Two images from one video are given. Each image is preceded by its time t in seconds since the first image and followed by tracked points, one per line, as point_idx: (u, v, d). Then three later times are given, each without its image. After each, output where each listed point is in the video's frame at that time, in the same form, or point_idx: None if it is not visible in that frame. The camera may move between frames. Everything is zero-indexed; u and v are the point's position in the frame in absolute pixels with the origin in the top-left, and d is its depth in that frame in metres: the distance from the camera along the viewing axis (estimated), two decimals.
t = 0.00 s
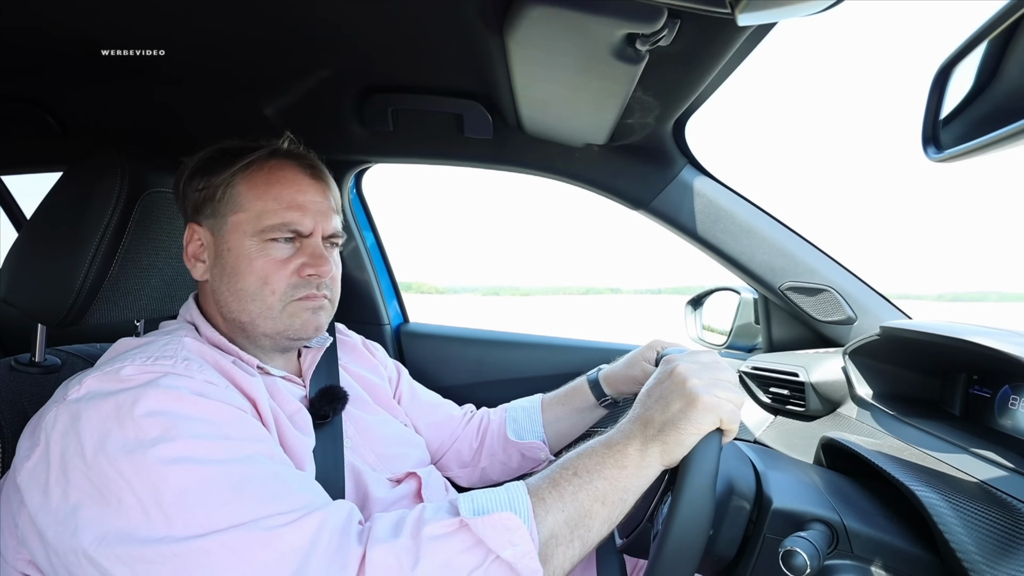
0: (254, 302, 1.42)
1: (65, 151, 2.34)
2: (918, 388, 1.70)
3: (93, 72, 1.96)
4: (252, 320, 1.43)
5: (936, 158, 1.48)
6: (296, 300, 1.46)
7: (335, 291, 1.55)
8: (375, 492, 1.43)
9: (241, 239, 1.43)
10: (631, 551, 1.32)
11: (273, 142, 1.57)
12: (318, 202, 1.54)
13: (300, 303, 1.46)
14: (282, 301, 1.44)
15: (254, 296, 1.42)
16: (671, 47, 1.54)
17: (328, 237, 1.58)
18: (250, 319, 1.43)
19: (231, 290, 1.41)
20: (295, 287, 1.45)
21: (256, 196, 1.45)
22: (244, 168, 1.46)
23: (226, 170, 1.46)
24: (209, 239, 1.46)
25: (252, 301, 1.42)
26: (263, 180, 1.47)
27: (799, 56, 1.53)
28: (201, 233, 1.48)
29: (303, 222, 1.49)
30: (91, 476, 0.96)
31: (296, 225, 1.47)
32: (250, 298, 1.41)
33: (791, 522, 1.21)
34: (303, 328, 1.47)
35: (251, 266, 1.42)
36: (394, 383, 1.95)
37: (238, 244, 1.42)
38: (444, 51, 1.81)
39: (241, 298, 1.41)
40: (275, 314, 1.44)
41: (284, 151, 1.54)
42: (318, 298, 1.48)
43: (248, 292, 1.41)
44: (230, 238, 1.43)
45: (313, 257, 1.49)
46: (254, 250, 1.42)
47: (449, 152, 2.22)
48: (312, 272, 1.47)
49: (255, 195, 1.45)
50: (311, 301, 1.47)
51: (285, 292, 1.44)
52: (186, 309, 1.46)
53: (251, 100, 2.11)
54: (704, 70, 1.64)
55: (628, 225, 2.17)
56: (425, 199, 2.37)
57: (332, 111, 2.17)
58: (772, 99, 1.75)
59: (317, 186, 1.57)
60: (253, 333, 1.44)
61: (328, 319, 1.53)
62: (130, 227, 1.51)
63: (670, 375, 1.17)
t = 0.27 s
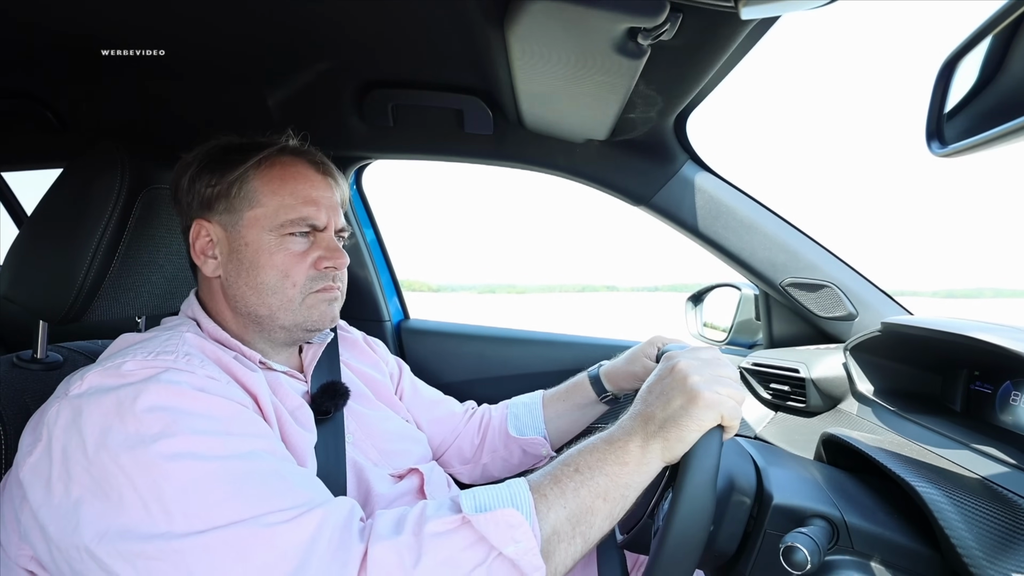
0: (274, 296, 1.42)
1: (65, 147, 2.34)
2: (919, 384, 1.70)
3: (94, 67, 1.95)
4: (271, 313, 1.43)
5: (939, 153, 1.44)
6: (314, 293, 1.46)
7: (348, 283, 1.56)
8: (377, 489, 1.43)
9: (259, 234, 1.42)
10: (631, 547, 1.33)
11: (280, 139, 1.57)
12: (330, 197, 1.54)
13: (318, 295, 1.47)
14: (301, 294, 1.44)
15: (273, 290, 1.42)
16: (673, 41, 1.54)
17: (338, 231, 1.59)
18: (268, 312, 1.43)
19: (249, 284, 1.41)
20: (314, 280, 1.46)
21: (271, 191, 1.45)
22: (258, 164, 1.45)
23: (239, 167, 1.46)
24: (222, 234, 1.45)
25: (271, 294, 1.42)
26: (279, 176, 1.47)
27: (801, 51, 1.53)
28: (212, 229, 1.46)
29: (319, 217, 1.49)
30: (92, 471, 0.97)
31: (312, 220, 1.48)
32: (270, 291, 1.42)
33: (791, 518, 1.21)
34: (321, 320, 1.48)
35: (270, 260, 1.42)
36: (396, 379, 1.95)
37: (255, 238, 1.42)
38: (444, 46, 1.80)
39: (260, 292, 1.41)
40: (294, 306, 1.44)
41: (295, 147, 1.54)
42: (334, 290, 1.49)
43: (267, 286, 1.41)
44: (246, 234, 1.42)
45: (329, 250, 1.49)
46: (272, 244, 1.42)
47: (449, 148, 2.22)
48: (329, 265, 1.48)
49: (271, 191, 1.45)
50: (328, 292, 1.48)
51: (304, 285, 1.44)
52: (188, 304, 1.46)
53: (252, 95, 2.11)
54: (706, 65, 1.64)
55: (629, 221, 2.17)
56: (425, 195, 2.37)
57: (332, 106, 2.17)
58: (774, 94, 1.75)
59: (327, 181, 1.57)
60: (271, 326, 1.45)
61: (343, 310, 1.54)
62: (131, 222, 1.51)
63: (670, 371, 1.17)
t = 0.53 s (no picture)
0: (274, 303, 1.44)
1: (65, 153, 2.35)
2: (915, 382, 1.71)
3: (93, 74, 1.96)
4: (272, 321, 1.45)
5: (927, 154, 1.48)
6: (314, 300, 1.48)
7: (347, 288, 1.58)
8: (378, 490, 1.45)
9: (259, 242, 1.43)
10: (629, 545, 1.34)
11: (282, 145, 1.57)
12: (330, 204, 1.55)
13: (318, 303, 1.48)
14: (301, 302, 1.46)
15: (274, 297, 1.43)
16: (665, 46, 1.55)
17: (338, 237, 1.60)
18: (268, 319, 1.44)
19: (249, 292, 1.43)
20: (314, 288, 1.47)
21: (272, 200, 1.46)
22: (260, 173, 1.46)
23: (240, 175, 1.46)
24: (223, 242, 1.46)
25: (272, 303, 1.43)
26: (279, 184, 1.47)
27: (793, 53, 1.54)
28: (212, 236, 1.48)
29: (320, 225, 1.50)
30: (96, 475, 0.98)
31: (313, 228, 1.49)
32: (270, 299, 1.43)
33: (787, 516, 1.22)
34: (321, 326, 1.50)
35: (270, 268, 1.43)
36: (396, 381, 1.97)
37: (255, 247, 1.43)
38: (440, 50, 1.81)
39: (260, 300, 1.43)
40: (294, 314, 1.46)
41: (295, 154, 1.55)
42: (334, 297, 1.51)
43: (268, 294, 1.43)
44: (246, 242, 1.43)
45: (329, 258, 1.51)
46: (272, 252, 1.44)
47: (447, 151, 2.23)
48: (329, 273, 1.49)
49: (272, 200, 1.46)
50: (328, 300, 1.50)
51: (305, 293, 1.46)
52: (188, 309, 1.48)
53: (249, 100, 2.12)
54: (700, 68, 1.65)
55: (626, 222, 2.18)
56: (424, 198, 2.38)
57: (330, 111, 2.18)
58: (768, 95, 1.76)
59: (328, 188, 1.58)
60: (271, 333, 1.46)
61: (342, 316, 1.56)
62: (131, 228, 1.53)
63: (667, 371, 1.18)
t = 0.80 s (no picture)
0: (268, 299, 1.43)
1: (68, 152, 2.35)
2: (916, 384, 1.71)
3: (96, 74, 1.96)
4: (266, 317, 1.44)
5: (931, 159, 1.47)
6: (309, 297, 1.47)
7: (344, 287, 1.58)
8: (380, 491, 1.45)
9: (253, 238, 1.44)
10: (632, 547, 1.35)
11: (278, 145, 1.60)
12: (326, 202, 1.56)
13: (313, 299, 1.48)
14: (295, 298, 1.45)
15: (267, 293, 1.43)
16: (670, 50, 1.56)
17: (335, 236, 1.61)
18: (263, 316, 1.44)
19: (243, 288, 1.43)
20: (308, 284, 1.47)
21: (266, 196, 1.47)
22: (252, 169, 1.48)
23: (234, 172, 1.48)
24: (219, 239, 1.47)
25: (266, 299, 1.43)
26: (273, 180, 1.49)
27: (797, 57, 1.54)
28: (210, 235, 1.49)
29: (313, 221, 1.51)
30: (102, 476, 0.98)
31: (306, 224, 1.49)
32: (265, 295, 1.43)
33: (789, 517, 1.23)
34: (316, 323, 1.48)
35: (264, 264, 1.44)
36: (398, 382, 1.97)
37: (249, 243, 1.44)
38: (444, 52, 1.82)
39: (255, 296, 1.43)
40: (289, 310, 1.45)
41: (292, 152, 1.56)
42: (330, 294, 1.50)
43: (262, 290, 1.43)
44: (241, 239, 1.44)
45: (323, 254, 1.51)
46: (266, 248, 1.44)
47: (449, 152, 2.23)
48: (324, 269, 1.49)
49: (266, 196, 1.47)
50: (323, 297, 1.49)
51: (299, 289, 1.45)
52: (192, 310, 1.48)
53: (252, 101, 2.12)
54: (704, 71, 1.65)
55: (628, 224, 2.18)
56: (426, 199, 2.38)
57: (333, 111, 2.18)
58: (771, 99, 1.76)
59: (324, 186, 1.59)
60: (267, 330, 1.46)
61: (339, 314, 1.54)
62: (134, 229, 1.52)
63: (670, 373, 1.18)
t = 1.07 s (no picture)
0: (261, 295, 1.42)
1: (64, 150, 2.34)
2: (916, 383, 1.71)
3: (93, 71, 1.95)
4: (260, 314, 1.43)
5: (933, 158, 1.49)
6: (303, 293, 1.46)
7: (338, 284, 1.56)
8: (378, 490, 1.44)
9: (245, 233, 1.43)
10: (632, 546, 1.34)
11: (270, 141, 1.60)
12: (318, 197, 1.56)
13: (307, 295, 1.46)
14: (288, 294, 1.44)
15: (260, 289, 1.42)
16: (671, 47, 1.55)
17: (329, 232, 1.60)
18: (257, 312, 1.43)
19: (236, 284, 1.42)
20: (301, 279, 1.46)
21: (257, 191, 1.46)
22: (244, 164, 1.47)
23: (225, 168, 1.47)
24: (211, 236, 1.46)
25: (258, 295, 1.42)
26: (264, 175, 1.48)
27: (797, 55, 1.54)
28: (203, 232, 1.48)
29: (306, 216, 1.51)
30: (97, 476, 0.98)
31: (298, 219, 1.49)
32: (257, 291, 1.42)
33: (790, 517, 1.22)
34: (311, 320, 1.47)
35: (256, 260, 1.43)
36: (396, 381, 1.96)
37: (241, 238, 1.43)
38: (443, 49, 1.81)
39: (247, 293, 1.42)
40: (282, 306, 1.44)
41: (285, 147, 1.56)
42: (324, 290, 1.49)
43: (254, 286, 1.42)
44: (232, 234, 1.43)
45: (316, 249, 1.50)
46: (258, 243, 1.43)
47: (449, 150, 2.23)
48: (317, 264, 1.48)
49: (256, 191, 1.46)
50: (318, 292, 1.48)
51: (292, 285, 1.44)
52: (189, 309, 1.47)
53: (250, 98, 2.11)
54: (704, 68, 1.65)
55: (628, 222, 2.18)
56: (424, 197, 2.38)
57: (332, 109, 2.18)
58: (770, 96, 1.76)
59: (317, 182, 1.59)
60: (261, 327, 1.44)
61: (334, 311, 1.53)
62: (131, 227, 1.52)
63: (669, 373, 1.18)
